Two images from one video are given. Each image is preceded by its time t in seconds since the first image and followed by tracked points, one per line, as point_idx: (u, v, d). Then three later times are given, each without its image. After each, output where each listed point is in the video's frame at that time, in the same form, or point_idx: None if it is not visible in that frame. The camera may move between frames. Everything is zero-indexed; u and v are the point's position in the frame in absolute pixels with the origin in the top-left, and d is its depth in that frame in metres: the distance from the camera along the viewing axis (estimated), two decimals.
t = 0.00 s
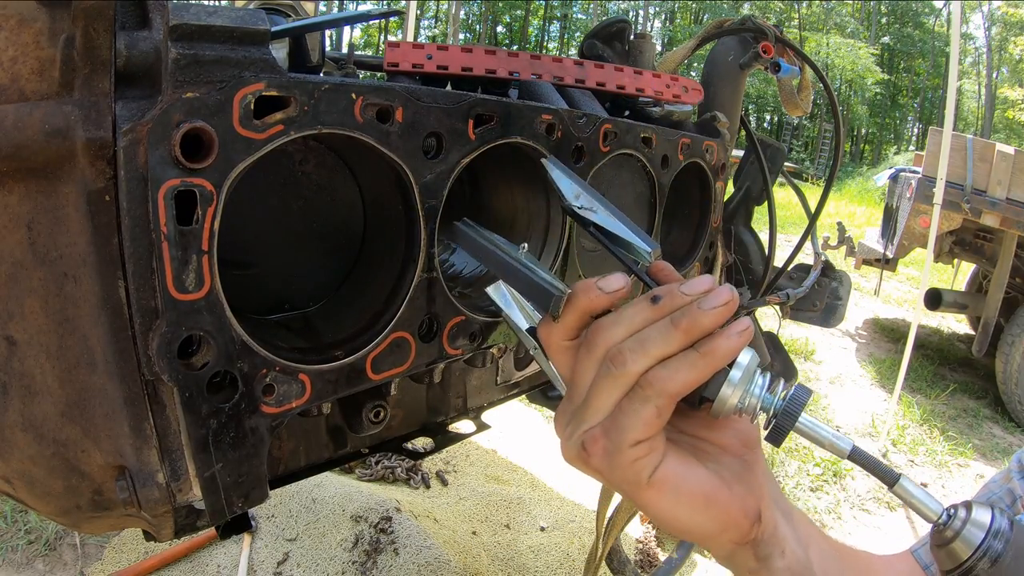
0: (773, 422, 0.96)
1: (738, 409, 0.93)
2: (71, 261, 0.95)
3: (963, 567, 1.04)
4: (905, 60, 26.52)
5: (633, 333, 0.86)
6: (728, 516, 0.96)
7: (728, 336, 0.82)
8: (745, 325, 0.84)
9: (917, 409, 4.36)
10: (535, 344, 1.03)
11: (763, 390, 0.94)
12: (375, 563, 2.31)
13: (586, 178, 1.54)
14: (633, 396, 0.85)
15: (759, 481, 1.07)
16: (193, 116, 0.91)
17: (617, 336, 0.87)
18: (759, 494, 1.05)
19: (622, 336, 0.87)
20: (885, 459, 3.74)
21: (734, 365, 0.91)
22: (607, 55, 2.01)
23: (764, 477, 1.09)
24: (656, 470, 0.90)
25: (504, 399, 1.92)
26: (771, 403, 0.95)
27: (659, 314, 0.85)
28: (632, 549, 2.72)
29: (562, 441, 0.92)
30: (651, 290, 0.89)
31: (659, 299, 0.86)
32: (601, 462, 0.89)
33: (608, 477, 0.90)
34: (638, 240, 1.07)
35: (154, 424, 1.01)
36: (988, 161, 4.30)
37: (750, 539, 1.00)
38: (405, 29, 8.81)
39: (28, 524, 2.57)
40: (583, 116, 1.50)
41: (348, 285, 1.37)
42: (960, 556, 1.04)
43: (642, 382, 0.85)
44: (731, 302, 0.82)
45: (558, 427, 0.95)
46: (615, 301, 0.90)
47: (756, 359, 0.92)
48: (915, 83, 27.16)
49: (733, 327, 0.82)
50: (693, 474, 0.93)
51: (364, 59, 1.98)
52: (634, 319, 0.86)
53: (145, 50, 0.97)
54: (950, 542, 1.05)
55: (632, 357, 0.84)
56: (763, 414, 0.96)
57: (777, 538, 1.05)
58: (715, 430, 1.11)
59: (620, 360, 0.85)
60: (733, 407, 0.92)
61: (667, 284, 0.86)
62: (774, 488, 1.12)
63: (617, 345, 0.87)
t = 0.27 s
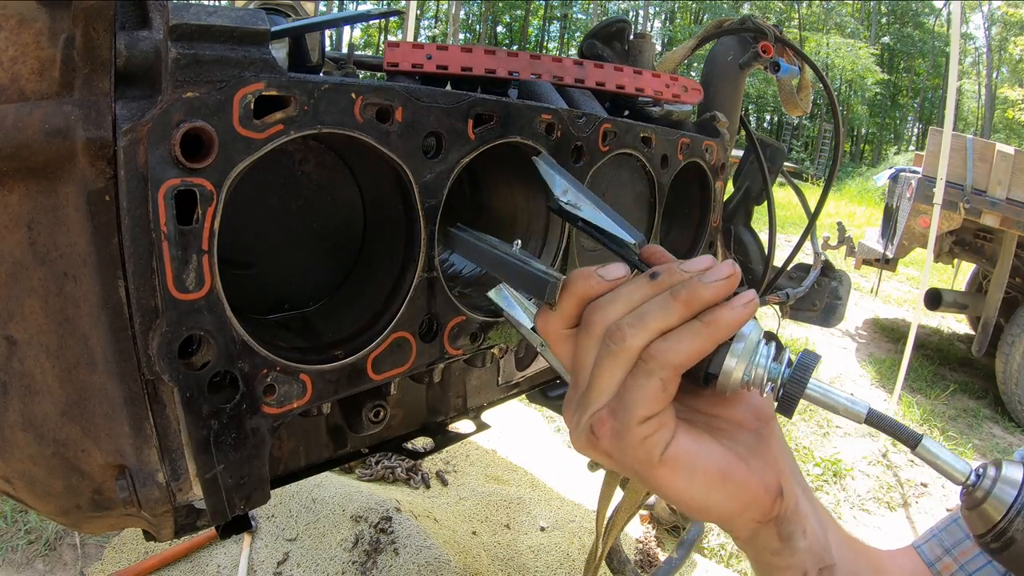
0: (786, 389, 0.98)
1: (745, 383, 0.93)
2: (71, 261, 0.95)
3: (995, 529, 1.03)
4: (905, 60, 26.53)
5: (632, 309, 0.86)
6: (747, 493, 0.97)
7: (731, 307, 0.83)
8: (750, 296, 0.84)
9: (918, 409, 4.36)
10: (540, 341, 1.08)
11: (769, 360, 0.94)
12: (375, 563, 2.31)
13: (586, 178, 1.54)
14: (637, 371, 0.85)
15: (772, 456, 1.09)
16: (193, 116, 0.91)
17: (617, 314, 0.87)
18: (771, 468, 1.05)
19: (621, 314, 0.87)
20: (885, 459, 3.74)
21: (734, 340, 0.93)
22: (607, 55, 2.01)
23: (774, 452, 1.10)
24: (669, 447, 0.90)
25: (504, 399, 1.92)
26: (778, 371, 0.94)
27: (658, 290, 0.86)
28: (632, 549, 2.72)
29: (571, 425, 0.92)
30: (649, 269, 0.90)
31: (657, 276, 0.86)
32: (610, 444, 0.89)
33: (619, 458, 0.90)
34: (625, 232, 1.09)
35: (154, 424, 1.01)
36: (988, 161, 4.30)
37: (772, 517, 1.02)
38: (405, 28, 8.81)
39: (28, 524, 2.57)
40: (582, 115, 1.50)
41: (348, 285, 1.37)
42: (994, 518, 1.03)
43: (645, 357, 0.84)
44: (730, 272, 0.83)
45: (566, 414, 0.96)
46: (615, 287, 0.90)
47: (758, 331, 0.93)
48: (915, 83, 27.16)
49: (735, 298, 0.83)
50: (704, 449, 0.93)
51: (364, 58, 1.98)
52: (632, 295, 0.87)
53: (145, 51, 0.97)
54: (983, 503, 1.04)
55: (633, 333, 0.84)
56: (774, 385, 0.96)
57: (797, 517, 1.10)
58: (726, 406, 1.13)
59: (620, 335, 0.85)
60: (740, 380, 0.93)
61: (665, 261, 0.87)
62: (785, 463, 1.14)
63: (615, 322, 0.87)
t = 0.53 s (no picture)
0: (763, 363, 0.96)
1: (726, 356, 0.93)
2: (71, 261, 0.94)
3: (983, 499, 1.04)
4: (905, 59, 26.52)
5: (612, 284, 0.90)
6: (730, 464, 0.96)
7: (708, 279, 0.86)
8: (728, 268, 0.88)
9: (917, 409, 4.36)
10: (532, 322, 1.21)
11: (749, 333, 0.94)
12: (375, 564, 2.31)
13: (587, 178, 1.53)
14: (615, 342, 0.88)
15: (759, 429, 1.06)
16: (193, 116, 0.91)
17: (596, 289, 0.90)
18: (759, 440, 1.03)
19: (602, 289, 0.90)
20: (885, 460, 3.74)
21: (714, 313, 0.93)
22: (607, 55, 2.01)
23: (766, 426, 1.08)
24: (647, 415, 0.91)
25: (505, 399, 1.92)
26: (758, 343, 0.95)
27: (636, 264, 0.89)
28: (632, 549, 2.72)
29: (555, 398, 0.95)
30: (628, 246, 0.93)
31: (636, 251, 0.90)
32: (592, 414, 0.92)
33: (600, 428, 0.92)
34: (613, 208, 1.09)
35: (154, 424, 1.00)
36: (988, 161, 4.30)
37: (757, 490, 1.00)
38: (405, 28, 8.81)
39: (28, 525, 2.57)
40: (583, 116, 1.50)
41: (348, 285, 1.36)
42: (981, 489, 1.04)
43: (622, 328, 0.88)
44: (706, 245, 0.86)
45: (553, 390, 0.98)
46: (596, 263, 0.94)
47: (737, 304, 0.94)
48: (915, 83, 27.17)
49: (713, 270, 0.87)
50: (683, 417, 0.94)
51: (364, 58, 1.98)
52: (612, 271, 0.90)
53: (145, 51, 0.97)
54: (968, 473, 1.05)
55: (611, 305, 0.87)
56: (755, 358, 0.96)
57: (785, 492, 1.06)
58: (711, 379, 1.11)
59: (599, 307, 0.88)
60: (720, 353, 0.93)
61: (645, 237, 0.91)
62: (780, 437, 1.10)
63: (596, 297, 0.90)
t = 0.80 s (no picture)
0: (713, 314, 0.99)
1: (676, 307, 1.01)
2: (71, 261, 0.95)
3: (935, 438, 0.97)
4: (905, 60, 26.52)
5: (566, 237, 0.93)
6: (685, 417, 1.00)
7: (656, 229, 0.92)
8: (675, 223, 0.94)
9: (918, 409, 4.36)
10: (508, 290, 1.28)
11: (697, 285, 1.01)
12: (375, 563, 2.32)
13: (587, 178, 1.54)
14: (570, 293, 0.92)
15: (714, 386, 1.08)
16: (194, 117, 0.91)
17: (552, 243, 0.94)
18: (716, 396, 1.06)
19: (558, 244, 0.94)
20: (885, 460, 3.74)
21: (662, 268, 1.01)
22: (607, 55, 2.01)
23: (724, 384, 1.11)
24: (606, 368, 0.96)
25: (505, 399, 1.92)
26: (707, 294, 1.00)
27: (590, 218, 0.94)
28: (632, 549, 2.72)
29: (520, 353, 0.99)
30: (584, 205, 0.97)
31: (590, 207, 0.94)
32: (554, 366, 0.96)
33: (562, 380, 0.97)
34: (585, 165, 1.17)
35: (154, 424, 1.01)
36: (988, 161, 4.30)
37: (713, 446, 1.03)
38: (404, 29, 8.81)
39: (28, 524, 2.57)
40: (583, 116, 1.50)
41: (348, 285, 1.36)
42: (931, 427, 0.97)
43: (576, 278, 0.92)
44: (655, 201, 0.93)
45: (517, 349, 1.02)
46: (550, 221, 0.99)
47: (684, 258, 1.02)
48: (915, 83, 27.17)
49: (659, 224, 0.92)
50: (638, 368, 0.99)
51: (364, 58, 1.98)
52: (567, 225, 0.94)
53: (145, 51, 0.97)
54: (917, 412, 0.98)
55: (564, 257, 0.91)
56: (705, 309, 1.01)
57: (742, 451, 1.07)
58: (667, 339, 1.14)
59: (553, 259, 0.92)
60: (669, 305, 1.01)
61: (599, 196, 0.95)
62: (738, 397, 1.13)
63: (551, 250, 0.94)
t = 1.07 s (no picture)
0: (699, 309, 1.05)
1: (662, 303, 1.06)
2: (71, 261, 0.94)
3: (919, 405, 0.97)
4: (905, 59, 26.51)
5: (601, 330, 0.71)
6: (777, 502, 0.81)
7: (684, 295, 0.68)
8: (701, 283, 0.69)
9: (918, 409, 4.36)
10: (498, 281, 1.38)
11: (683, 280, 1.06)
12: (375, 564, 2.31)
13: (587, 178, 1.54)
14: (622, 404, 0.70)
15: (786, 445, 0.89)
16: (193, 117, 0.91)
17: (588, 336, 0.71)
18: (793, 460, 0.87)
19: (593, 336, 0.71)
20: (885, 460, 3.74)
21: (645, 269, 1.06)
22: (607, 55, 2.01)
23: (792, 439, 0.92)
24: (700, 476, 0.73)
25: (504, 399, 1.92)
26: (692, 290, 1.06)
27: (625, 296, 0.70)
28: (632, 549, 2.72)
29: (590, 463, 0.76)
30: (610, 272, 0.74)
31: (623, 279, 0.70)
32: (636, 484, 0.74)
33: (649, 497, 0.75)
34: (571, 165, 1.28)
35: (154, 424, 1.00)
36: (988, 161, 4.30)
37: (793, 518, 0.87)
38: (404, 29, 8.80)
39: (28, 524, 2.57)
40: (583, 116, 1.50)
41: (348, 286, 1.36)
42: (914, 394, 0.97)
43: (623, 386, 0.69)
44: (668, 259, 0.70)
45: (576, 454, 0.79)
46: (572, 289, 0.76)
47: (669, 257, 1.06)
48: (915, 83, 27.15)
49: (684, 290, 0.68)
50: (727, 463, 0.77)
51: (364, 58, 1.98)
52: (600, 309, 0.71)
53: (145, 50, 0.97)
54: (900, 384, 0.98)
55: (602, 364, 0.69)
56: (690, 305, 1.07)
57: (811, 509, 0.92)
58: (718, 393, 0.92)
59: (587, 370, 0.70)
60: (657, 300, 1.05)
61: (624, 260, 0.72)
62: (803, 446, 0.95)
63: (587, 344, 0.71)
